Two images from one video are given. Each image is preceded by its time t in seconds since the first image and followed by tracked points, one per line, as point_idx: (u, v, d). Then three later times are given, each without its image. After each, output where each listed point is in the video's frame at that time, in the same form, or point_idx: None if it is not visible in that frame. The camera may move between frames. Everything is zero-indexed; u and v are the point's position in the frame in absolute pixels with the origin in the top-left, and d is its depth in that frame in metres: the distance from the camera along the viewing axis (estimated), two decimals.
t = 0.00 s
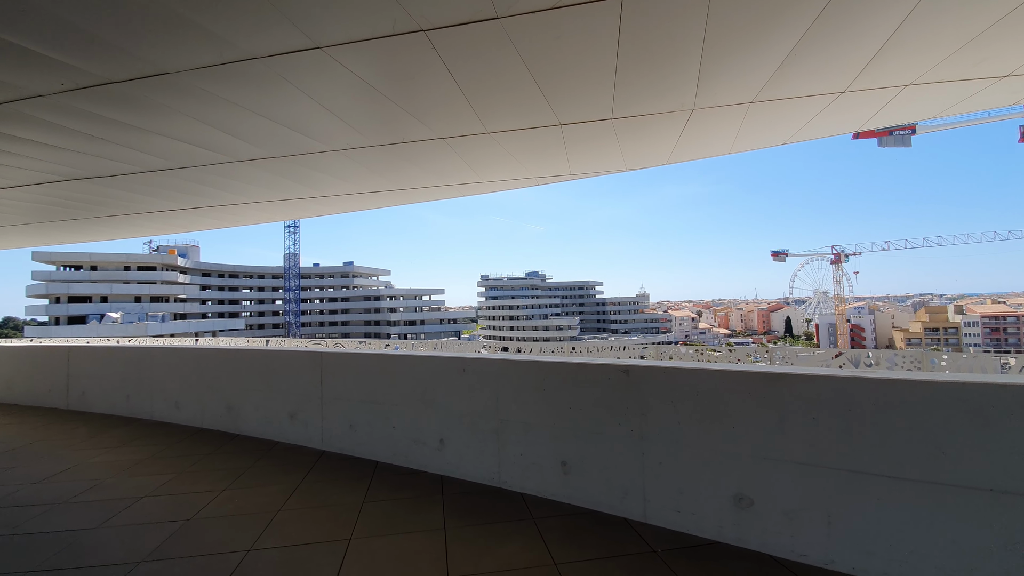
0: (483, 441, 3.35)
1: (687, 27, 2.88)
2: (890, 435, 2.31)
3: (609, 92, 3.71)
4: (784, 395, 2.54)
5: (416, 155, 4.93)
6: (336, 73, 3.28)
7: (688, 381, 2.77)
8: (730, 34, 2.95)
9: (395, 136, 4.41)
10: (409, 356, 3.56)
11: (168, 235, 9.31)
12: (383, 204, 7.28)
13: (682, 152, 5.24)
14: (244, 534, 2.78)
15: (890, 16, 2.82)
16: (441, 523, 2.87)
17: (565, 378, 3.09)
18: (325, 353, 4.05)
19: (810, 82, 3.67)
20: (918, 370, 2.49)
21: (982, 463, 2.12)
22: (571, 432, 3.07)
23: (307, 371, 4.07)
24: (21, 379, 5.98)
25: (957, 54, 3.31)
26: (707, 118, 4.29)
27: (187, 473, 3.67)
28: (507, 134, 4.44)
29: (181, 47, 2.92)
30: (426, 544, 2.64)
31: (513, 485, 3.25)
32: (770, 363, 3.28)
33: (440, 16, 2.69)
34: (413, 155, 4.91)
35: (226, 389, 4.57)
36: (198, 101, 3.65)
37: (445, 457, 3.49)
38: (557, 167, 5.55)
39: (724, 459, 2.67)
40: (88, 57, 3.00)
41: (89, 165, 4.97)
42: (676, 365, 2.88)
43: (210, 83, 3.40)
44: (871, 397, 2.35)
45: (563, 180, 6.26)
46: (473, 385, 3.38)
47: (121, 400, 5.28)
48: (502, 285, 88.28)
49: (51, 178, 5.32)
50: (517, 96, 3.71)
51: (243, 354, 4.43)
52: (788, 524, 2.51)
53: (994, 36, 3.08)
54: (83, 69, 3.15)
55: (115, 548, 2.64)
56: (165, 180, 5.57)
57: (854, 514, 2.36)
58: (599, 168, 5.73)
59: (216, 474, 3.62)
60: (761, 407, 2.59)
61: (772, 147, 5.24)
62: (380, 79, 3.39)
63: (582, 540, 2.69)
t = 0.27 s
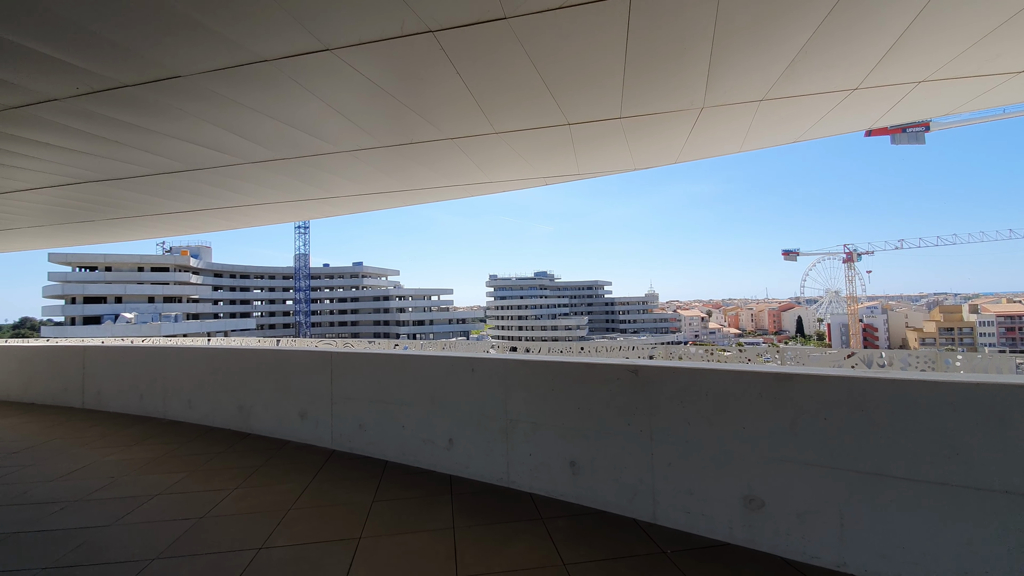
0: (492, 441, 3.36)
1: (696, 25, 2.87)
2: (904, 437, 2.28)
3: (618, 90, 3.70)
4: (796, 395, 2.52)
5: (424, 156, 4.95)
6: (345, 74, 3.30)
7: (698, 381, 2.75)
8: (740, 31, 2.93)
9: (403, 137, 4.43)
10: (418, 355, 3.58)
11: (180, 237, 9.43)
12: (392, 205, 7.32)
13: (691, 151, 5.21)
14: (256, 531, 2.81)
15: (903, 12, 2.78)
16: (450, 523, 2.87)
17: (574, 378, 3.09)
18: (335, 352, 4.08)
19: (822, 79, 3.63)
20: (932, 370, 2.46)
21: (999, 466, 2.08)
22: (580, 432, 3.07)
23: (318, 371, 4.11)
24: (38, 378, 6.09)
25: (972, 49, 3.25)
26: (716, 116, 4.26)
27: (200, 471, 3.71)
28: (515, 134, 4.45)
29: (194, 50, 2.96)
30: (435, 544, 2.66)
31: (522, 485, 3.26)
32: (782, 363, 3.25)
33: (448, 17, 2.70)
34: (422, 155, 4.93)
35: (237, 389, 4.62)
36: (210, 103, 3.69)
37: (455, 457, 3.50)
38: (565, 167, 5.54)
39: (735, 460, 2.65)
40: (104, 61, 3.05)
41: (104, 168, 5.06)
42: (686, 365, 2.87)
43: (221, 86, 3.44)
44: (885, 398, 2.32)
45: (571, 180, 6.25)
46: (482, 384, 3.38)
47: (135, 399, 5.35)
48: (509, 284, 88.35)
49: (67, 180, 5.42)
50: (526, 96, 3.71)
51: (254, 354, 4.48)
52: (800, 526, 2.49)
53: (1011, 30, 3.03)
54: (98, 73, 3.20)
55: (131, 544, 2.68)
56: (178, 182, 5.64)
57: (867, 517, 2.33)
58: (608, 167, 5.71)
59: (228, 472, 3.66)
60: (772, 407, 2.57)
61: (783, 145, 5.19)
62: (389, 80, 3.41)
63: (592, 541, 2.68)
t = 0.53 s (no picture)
0: (497, 441, 3.36)
1: (700, 24, 2.86)
2: (911, 437, 2.26)
3: (622, 90, 3.70)
4: (802, 396, 2.50)
5: (428, 156, 4.95)
6: (349, 75, 3.31)
7: (703, 381, 2.75)
8: (745, 29, 2.92)
9: (407, 137, 4.43)
10: (423, 355, 3.59)
11: (187, 237, 9.49)
12: (396, 205, 7.33)
13: (696, 150, 5.19)
14: (262, 530, 2.83)
15: (910, 10, 2.76)
16: (454, 522, 2.88)
17: (579, 378, 3.09)
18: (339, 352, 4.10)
19: (827, 78, 3.61)
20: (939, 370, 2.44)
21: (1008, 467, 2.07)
22: (584, 432, 3.07)
23: (323, 370, 4.12)
24: (46, 377, 6.14)
25: (980, 47, 3.23)
26: (721, 116, 4.25)
27: (206, 470, 3.74)
28: (519, 133, 4.45)
29: (199, 51, 2.98)
30: (440, 543, 2.66)
31: (526, 485, 3.26)
32: (787, 363, 3.24)
33: (452, 17, 2.70)
34: (426, 155, 4.93)
35: (243, 388, 4.64)
36: (215, 104, 3.71)
37: (459, 456, 3.51)
38: (569, 167, 5.54)
39: (741, 460, 2.64)
40: (111, 63, 3.07)
41: (111, 169, 5.10)
42: (691, 365, 2.86)
43: (226, 87, 3.46)
44: (892, 398, 2.31)
45: (575, 180, 6.25)
46: (486, 384, 3.39)
47: (142, 399, 5.39)
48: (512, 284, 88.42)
49: (75, 181, 5.46)
50: (530, 96, 3.71)
51: (259, 353, 4.50)
52: (806, 527, 2.48)
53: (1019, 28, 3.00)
54: (105, 74, 3.22)
55: (138, 543, 2.70)
56: (184, 183, 5.67)
57: (874, 518, 2.31)
58: (612, 167, 5.70)
59: (234, 472, 3.68)
60: (778, 408, 2.56)
61: (788, 144, 5.16)
62: (393, 81, 3.42)
63: (596, 541, 2.68)
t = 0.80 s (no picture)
0: (500, 441, 3.36)
1: (703, 24, 2.86)
2: (916, 438, 2.25)
3: (625, 91, 3.70)
4: (807, 396, 2.50)
5: (432, 157, 4.96)
6: (353, 77, 3.32)
7: (707, 382, 2.74)
8: (748, 30, 2.92)
9: (411, 139, 4.45)
10: (426, 356, 3.59)
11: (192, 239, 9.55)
12: (400, 206, 7.35)
13: (700, 150, 5.18)
14: (267, 531, 2.84)
15: (914, 10, 2.76)
16: (458, 523, 2.88)
17: (582, 378, 3.09)
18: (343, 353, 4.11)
19: (831, 78, 3.60)
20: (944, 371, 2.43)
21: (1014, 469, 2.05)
22: (588, 433, 3.06)
23: (327, 371, 4.14)
24: (53, 378, 6.18)
25: (985, 46, 3.21)
26: (725, 116, 4.24)
27: (211, 470, 3.75)
28: (522, 134, 4.45)
29: (204, 54, 3.00)
30: (444, 544, 2.66)
31: (530, 485, 3.26)
32: (792, 364, 3.23)
33: (455, 19, 2.71)
34: (429, 156, 4.94)
35: (248, 389, 4.66)
36: (220, 107, 3.73)
37: (463, 457, 3.51)
38: (572, 167, 5.54)
39: (745, 461, 2.63)
40: (117, 66, 3.09)
41: (117, 171, 5.14)
42: (695, 366, 2.86)
43: (231, 89, 3.48)
44: (897, 399, 2.30)
45: (578, 181, 6.24)
46: (490, 385, 3.39)
47: (148, 399, 5.42)
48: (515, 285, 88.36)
49: (81, 184, 5.51)
50: (533, 96, 3.72)
51: (264, 354, 4.52)
52: (811, 529, 2.47)
53: None
54: (111, 77, 3.25)
55: (143, 543, 2.71)
56: (189, 185, 5.70)
57: (879, 520, 2.30)
58: (615, 168, 5.70)
59: (239, 472, 3.70)
60: (782, 408, 2.56)
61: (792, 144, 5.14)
62: (396, 83, 3.43)
63: (600, 542, 2.68)
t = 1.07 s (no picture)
0: (506, 441, 3.36)
1: (710, 24, 2.85)
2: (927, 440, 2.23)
3: (631, 90, 3.69)
4: (815, 397, 2.48)
5: (437, 158, 4.98)
6: (359, 78, 3.34)
7: (715, 383, 2.73)
8: (755, 29, 2.91)
9: (417, 139, 4.46)
10: (433, 357, 3.60)
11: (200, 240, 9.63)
12: (405, 207, 7.37)
13: (706, 150, 5.16)
14: (275, 530, 2.86)
15: (923, 8, 2.74)
16: (465, 523, 2.89)
17: (588, 379, 3.09)
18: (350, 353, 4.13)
19: (838, 77, 3.59)
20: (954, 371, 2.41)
21: None
22: (595, 434, 3.06)
23: (334, 371, 4.15)
24: (64, 378, 6.25)
25: (995, 43, 3.18)
26: (731, 115, 4.23)
27: (220, 470, 3.78)
28: (528, 135, 4.45)
29: (213, 56, 3.02)
30: (450, 544, 2.67)
31: (536, 486, 3.26)
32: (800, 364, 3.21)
33: (460, 19, 2.71)
34: (434, 157, 4.95)
35: (256, 389, 4.69)
36: (228, 109, 3.76)
37: (469, 457, 3.52)
38: (578, 167, 5.53)
39: (753, 463, 2.62)
40: (127, 69, 3.13)
41: (126, 173, 5.19)
42: (702, 366, 2.85)
43: (239, 92, 3.50)
44: (907, 400, 2.28)
45: (584, 181, 6.23)
46: (496, 385, 3.40)
47: (157, 399, 5.47)
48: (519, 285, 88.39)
49: (91, 186, 5.57)
50: (539, 97, 3.72)
51: (271, 355, 4.54)
52: (820, 531, 2.45)
53: None
54: (121, 80, 3.28)
55: (153, 542, 2.73)
56: (197, 186, 5.75)
57: (890, 522, 2.28)
58: (621, 168, 5.69)
59: (247, 472, 3.72)
60: (791, 409, 2.54)
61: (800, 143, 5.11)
62: (402, 84, 3.44)
63: (606, 543, 2.67)
